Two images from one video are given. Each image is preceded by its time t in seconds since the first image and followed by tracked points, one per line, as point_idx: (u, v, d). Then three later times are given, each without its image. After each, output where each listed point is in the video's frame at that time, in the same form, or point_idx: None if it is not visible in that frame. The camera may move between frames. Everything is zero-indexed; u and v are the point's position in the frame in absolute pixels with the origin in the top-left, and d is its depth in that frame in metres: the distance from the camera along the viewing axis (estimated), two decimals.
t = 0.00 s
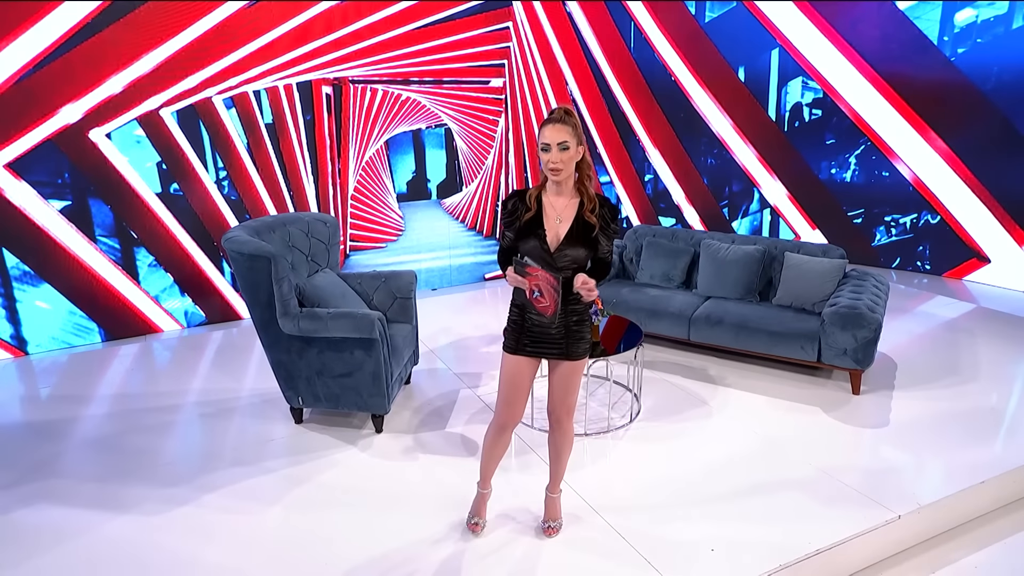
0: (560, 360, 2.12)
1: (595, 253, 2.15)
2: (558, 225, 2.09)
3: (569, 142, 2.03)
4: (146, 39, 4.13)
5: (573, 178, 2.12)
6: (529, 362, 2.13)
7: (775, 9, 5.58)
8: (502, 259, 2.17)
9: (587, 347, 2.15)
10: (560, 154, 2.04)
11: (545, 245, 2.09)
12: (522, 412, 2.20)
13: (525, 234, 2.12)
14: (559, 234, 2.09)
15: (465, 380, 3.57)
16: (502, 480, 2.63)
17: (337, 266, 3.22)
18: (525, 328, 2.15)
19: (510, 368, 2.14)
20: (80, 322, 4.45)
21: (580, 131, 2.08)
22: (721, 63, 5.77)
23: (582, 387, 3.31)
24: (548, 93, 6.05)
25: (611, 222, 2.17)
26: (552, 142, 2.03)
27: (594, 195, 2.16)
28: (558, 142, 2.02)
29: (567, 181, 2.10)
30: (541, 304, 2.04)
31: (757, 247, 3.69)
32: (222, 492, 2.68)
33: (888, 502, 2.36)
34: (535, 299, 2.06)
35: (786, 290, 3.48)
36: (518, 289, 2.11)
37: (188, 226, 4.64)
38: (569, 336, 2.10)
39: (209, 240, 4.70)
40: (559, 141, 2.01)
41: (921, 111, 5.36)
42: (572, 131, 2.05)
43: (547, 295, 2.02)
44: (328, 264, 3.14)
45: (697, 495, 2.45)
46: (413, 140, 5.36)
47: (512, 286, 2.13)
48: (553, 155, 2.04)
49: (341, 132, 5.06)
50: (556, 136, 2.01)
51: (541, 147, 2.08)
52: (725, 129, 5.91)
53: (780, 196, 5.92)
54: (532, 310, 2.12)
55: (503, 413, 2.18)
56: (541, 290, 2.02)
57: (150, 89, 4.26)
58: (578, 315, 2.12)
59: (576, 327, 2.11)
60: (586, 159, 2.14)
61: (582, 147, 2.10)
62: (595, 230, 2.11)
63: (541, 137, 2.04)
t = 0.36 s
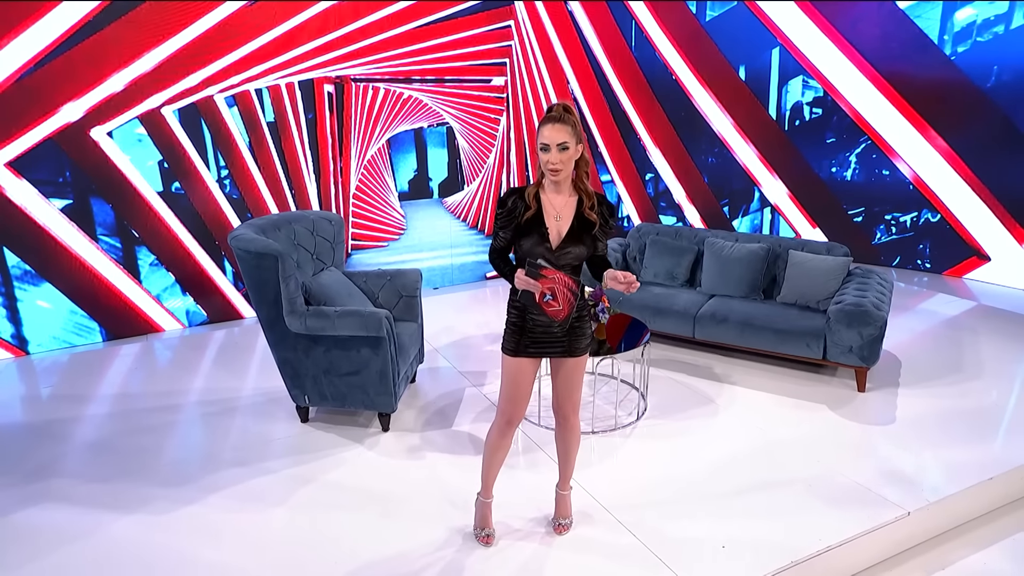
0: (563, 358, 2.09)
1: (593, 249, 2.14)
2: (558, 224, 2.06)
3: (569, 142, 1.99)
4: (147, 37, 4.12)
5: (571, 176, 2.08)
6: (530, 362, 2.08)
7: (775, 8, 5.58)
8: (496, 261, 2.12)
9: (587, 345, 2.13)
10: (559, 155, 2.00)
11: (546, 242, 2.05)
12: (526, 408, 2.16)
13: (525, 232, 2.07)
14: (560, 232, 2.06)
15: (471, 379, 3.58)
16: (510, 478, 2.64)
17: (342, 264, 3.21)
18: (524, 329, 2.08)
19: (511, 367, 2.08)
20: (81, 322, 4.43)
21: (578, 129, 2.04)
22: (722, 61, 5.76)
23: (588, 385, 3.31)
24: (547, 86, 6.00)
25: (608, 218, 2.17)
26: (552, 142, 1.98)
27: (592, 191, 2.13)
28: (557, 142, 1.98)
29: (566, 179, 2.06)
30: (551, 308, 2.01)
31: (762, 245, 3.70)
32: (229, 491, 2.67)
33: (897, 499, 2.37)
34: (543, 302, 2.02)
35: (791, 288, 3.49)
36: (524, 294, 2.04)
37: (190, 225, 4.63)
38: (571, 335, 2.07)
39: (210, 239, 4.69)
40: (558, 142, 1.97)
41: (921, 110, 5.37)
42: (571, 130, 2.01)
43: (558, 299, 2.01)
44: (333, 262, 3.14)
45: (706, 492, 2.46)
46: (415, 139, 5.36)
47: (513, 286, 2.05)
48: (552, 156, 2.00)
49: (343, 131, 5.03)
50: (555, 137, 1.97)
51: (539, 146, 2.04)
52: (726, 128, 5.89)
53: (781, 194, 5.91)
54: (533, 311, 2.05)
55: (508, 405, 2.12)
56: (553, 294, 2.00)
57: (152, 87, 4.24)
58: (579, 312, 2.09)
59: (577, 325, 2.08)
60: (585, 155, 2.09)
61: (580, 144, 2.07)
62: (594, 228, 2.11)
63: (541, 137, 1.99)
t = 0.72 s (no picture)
0: (555, 356, 2.10)
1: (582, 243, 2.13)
2: (545, 219, 2.06)
3: (554, 134, 2.00)
4: (147, 34, 4.10)
5: (557, 170, 2.08)
6: (522, 359, 2.10)
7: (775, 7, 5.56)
8: (484, 259, 2.10)
9: (579, 342, 2.14)
10: (544, 147, 2.01)
11: (533, 239, 2.05)
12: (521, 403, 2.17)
13: (512, 229, 2.07)
14: (547, 227, 2.06)
15: (475, 377, 3.58)
16: (518, 475, 2.64)
17: (346, 262, 3.21)
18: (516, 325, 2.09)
19: (501, 363, 2.11)
20: (81, 321, 4.41)
21: (564, 122, 2.06)
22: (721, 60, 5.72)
23: (592, 383, 3.31)
24: (548, 86, 6.13)
25: (597, 210, 2.14)
26: (537, 134, 2.00)
27: (579, 185, 2.12)
28: (543, 134, 2.00)
29: (552, 173, 2.07)
30: (544, 296, 2.03)
31: (764, 243, 3.71)
32: (236, 489, 2.67)
33: (904, 495, 2.38)
34: (535, 292, 2.03)
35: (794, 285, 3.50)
36: (516, 285, 2.05)
37: (190, 224, 4.61)
38: (562, 331, 2.08)
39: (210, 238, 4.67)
40: (544, 134, 1.99)
41: (920, 108, 5.37)
42: (557, 123, 2.02)
43: (550, 286, 2.02)
44: (337, 260, 3.13)
45: (712, 489, 2.47)
46: (415, 137, 5.35)
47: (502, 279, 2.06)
48: (538, 148, 2.02)
49: (343, 129, 5.01)
50: (541, 129, 1.98)
51: (524, 139, 2.05)
52: (726, 126, 5.86)
53: (780, 193, 5.85)
54: (524, 307, 2.06)
55: (502, 401, 2.16)
56: (544, 282, 2.01)
57: (152, 85, 4.22)
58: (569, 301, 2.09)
59: (568, 321, 2.09)
60: (571, 149, 2.11)
61: (566, 138, 2.08)
62: (583, 222, 2.10)
63: (526, 129, 2.01)
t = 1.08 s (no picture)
0: (547, 356, 2.09)
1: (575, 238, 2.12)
2: (536, 215, 2.06)
3: (541, 133, 1.99)
4: (146, 31, 4.08)
5: (545, 166, 2.08)
6: (514, 358, 2.09)
7: (773, 6, 5.57)
8: (475, 257, 2.09)
9: (571, 344, 2.13)
10: (532, 146, 2.00)
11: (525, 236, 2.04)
12: (517, 400, 2.17)
13: (503, 227, 2.06)
14: (538, 224, 2.06)
15: (477, 375, 3.58)
16: (523, 472, 2.64)
17: (348, 259, 3.20)
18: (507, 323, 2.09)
19: (494, 361, 2.10)
20: (80, 319, 4.38)
21: (551, 119, 2.04)
22: (720, 58, 5.71)
23: (596, 380, 3.31)
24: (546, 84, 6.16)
25: (588, 203, 2.16)
26: (524, 133, 1.98)
27: (568, 178, 2.13)
28: (530, 133, 1.98)
29: (541, 169, 2.07)
30: (533, 278, 2.01)
31: (766, 240, 3.71)
32: (240, 488, 2.66)
33: (909, 490, 2.39)
34: (524, 275, 2.01)
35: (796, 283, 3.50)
36: (505, 271, 2.03)
37: (190, 222, 4.59)
38: (553, 330, 2.07)
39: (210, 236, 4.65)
40: (531, 133, 1.97)
41: (919, 107, 5.39)
42: (544, 120, 2.01)
43: (538, 266, 1.99)
44: (340, 257, 3.12)
45: (718, 485, 2.47)
46: (415, 135, 5.34)
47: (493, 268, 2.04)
48: (525, 147, 2.00)
49: (343, 127, 4.99)
50: (528, 128, 1.97)
51: (511, 137, 2.03)
52: (724, 124, 5.86)
53: (778, 191, 5.86)
54: (516, 305, 2.06)
55: (499, 398, 2.15)
56: (532, 263, 1.98)
57: (151, 82, 4.20)
58: (558, 283, 2.06)
59: (559, 321, 2.09)
60: (559, 145, 2.09)
61: (554, 134, 2.07)
62: (575, 215, 2.11)
63: (513, 128, 1.99)
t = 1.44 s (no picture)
0: (547, 355, 2.09)
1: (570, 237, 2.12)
2: (531, 214, 2.06)
3: (536, 133, 1.99)
4: (145, 29, 4.06)
5: (541, 165, 2.08)
6: (513, 356, 2.09)
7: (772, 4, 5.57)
8: (470, 258, 2.11)
9: (568, 342, 2.14)
10: (526, 147, 2.00)
11: (522, 235, 2.04)
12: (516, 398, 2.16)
13: (499, 227, 2.06)
14: (535, 223, 2.06)
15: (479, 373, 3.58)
16: (529, 469, 2.64)
17: (351, 257, 3.19)
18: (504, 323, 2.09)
19: (492, 360, 2.10)
20: (79, 319, 4.36)
21: (547, 120, 2.04)
22: (719, 57, 5.73)
23: (599, 377, 3.32)
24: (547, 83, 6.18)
25: (583, 200, 2.16)
26: (519, 133, 1.98)
27: (564, 178, 2.12)
28: (525, 134, 1.98)
29: (536, 169, 2.07)
30: (530, 290, 2.00)
31: (768, 237, 3.72)
32: (244, 487, 2.65)
33: (915, 486, 2.41)
34: (521, 286, 1.99)
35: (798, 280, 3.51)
36: (501, 280, 2.01)
37: (190, 221, 4.57)
38: (551, 329, 2.07)
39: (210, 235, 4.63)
40: (525, 134, 1.97)
41: (916, 106, 5.41)
42: (539, 121, 2.00)
43: (535, 278, 1.99)
44: (343, 255, 3.11)
45: (723, 481, 2.48)
46: (415, 133, 5.33)
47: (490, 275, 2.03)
48: (519, 148, 2.00)
49: (343, 126, 4.98)
50: (523, 128, 1.96)
51: (505, 137, 2.03)
52: (723, 123, 5.86)
53: (776, 189, 5.87)
54: (513, 304, 2.06)
55: (497, 397, 2.14)
56: (529, 275, 1.98)
57: (150, 80, 4.18)
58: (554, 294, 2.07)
59: (556, 320, 2.09)
60: (555, 144, 2.08)
61: (549, 135, 2.06)
62: (571, 214, 2.10)
63: (507, 128, 1.99)
